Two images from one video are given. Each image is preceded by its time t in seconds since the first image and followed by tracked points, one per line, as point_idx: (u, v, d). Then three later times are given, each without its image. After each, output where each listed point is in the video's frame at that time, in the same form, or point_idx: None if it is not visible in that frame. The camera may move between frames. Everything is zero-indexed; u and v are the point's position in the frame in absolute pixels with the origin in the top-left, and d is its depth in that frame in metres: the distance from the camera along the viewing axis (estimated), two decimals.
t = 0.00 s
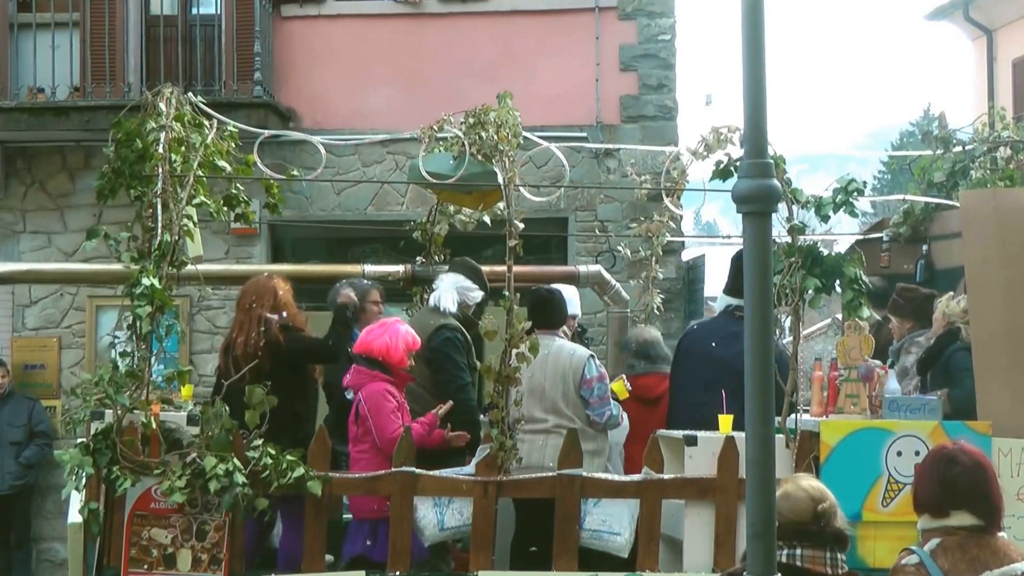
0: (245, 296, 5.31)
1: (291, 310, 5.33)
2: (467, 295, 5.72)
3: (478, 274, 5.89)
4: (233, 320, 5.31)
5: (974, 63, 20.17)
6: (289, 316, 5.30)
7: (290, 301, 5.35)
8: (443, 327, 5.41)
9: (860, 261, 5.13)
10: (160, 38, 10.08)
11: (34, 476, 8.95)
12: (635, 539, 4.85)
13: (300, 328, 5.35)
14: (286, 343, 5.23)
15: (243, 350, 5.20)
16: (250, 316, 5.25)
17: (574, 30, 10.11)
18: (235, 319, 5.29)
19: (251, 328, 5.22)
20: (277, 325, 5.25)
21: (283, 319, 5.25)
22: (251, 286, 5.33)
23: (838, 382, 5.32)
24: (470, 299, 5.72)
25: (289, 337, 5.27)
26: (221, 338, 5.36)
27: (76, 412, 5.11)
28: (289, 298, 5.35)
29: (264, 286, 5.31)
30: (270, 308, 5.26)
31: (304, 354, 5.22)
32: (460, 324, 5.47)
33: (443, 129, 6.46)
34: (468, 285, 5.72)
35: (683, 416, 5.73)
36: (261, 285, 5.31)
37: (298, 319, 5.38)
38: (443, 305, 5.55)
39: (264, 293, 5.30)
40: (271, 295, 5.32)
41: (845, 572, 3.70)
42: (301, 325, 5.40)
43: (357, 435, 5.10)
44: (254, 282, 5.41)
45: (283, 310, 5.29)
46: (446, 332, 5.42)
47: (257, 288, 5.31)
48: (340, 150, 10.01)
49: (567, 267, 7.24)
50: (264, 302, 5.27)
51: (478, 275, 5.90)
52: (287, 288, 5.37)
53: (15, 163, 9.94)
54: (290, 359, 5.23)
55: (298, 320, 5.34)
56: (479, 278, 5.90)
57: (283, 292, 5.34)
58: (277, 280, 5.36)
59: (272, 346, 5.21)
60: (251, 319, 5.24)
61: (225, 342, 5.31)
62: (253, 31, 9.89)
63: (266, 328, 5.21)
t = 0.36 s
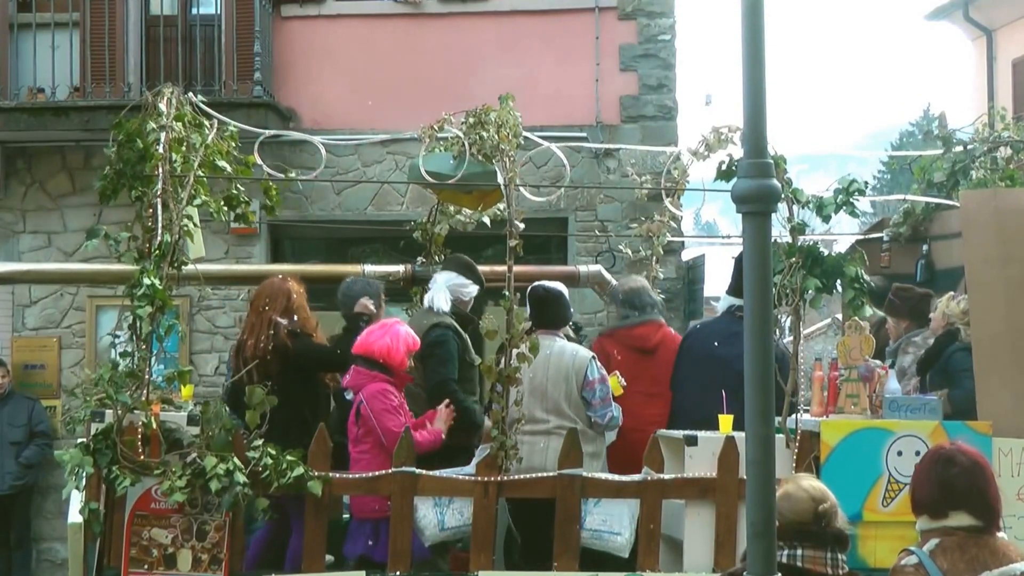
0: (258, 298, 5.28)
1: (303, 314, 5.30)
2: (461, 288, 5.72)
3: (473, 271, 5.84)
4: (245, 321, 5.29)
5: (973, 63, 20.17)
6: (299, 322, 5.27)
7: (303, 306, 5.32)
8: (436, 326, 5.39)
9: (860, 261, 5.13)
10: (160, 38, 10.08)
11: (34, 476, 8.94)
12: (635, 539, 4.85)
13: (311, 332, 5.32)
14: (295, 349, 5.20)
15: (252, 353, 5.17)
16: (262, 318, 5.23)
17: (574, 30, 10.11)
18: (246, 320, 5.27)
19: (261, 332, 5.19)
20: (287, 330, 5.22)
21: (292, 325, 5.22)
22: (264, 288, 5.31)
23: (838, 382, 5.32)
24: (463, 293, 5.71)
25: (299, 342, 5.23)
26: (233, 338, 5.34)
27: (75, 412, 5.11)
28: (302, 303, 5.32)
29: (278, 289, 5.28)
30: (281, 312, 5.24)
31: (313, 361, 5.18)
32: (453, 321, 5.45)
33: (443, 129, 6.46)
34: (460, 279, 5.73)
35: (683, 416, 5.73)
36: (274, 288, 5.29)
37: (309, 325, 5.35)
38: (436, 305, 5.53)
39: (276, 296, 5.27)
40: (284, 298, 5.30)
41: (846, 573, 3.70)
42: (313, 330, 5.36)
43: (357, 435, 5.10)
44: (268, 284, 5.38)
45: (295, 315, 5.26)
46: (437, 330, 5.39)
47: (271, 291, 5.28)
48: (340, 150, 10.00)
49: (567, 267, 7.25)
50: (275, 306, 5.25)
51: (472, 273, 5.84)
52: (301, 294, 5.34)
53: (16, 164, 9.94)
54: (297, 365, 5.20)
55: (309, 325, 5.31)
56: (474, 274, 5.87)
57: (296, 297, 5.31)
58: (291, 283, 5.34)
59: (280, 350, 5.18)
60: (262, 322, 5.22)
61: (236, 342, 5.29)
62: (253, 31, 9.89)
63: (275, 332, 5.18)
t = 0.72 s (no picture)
0: (256, 297, 5.33)
1: (299, 315, 5.32)
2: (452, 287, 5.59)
3: (467, 269, 5.66)
4: (244, 319, 5.35)
5: (974, 63, 20.17)
6: (294, 323, 5.28)
7: (300, 308, 5.33)
8: (425, 323, 5.45)
9: (861, 261, 5.14)
10: (160, 38, 10.09)
11: (34, 476, 8.94)
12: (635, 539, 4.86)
13: (306, 334, 5.33)
14: (285, 350, 5.22)
15: (245, 352, 5.23)
16: (257, 318, 5.28)
17: (574, 30, 10.11)
18: (245, 319, 5.32)
19: (254, 331, 5.24)
20: (279, 331, 5.24)
21: (285, 326, 5.24)
22: (263, 287, 5.35)
23: (838, 382, 5.32)
24: (449, 292, 5.57)
25: (291, 344, 5.24)
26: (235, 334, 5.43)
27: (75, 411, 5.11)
28: (299, 305, 5.34)
29: (275, 289, 5.32)
30: (275, 313, 5.28)
31: (302, 361, 5.21)
32: (444, 318, 5.49)
33: (443, 130, 6.47)
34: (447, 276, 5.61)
35: (683, 415, 5.73)
36: (273, 288, 5.32)
37: (307, 327, 5.36)
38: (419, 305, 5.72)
39: (273, 296, 5.31)
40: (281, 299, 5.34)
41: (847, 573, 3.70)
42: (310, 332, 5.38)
43: (358, 435, 5.09)
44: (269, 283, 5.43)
45: (290, 316, 5.28)
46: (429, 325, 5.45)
47: (268, 291, 5.32)
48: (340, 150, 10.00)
49: (567, 267, 7.25)
50: (271, 306, 5.29)
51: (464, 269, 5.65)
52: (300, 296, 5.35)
53: (16, 164, 9.94)
54: (286, 366, 5.21)
55: (304, 327, 5.33)
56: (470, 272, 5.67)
57: (293, 299, 5.32)
58: (289, 284, 5.38)
59: (271, 351, 5.21)
60: (256, 321, 5.27)
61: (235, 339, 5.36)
62: (253, 31, 9.89)
63: (267, 333, 5.22)
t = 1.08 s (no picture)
0: (237, 291, 5.45)
1: (279, 305, 5.42)
2: (448, 291, 5.58)
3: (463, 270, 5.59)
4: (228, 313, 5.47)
5: (973, 63, 20.17)
6: (275, 312, 5.38)
7: (279, 298, 5.43)
8: (423, 325, 5.46)
9: (861, 261, 5.14)
10: (160, 38, 10.08)
11: (33, 477, 8.92)
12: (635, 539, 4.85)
13: (289, 322, 5.43)
14: (267, 337, 5.34)
15: (230, 345, 5.35)
16: (239, 311, 5.39)
17: (574, 30, 10.12)
18: (229, 313, 5.44)
19: (237, 322, 5.37)
20: (262, 319, 5.35)
21: (266, 314, 5.35)
22: (243, 281, 5.47)
23: (838, 382, 5.33)
24: (441, 295, 5.58)
25: (273, 331, 5.36)
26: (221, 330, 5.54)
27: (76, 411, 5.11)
28: (279, 295, 5.44)
29: (254, 281, 5.43)
30: (256, 303, 5.37)
31: (285, 349, 5.35)
32: (441, 318, 5.50)
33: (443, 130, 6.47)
34: (444, 280, 5.58)
35: (683, 416, 5.72)
36: (253, 281, 5.44)
37: (289, 316, 5.46)
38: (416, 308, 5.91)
39: (253, 288, 5.41)
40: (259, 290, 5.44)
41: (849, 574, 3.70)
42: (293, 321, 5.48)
43: (370, 436, 5.10)
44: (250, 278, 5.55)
45: (270, 305, 5.38)
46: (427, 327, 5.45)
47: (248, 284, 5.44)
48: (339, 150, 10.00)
49: (566, 267, 7.24)
50: (251, 297, 5.39)
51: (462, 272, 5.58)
52: (279, 287, 5.47)
53: (16, 164, 9.94)
54: (271, 352, 5.34)
55: (288, 316, 5.43)
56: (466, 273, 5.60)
57: (271, 290, 5.43)
58: (269, 278, 5.49)
59: (254, 339, 5.34)
60: (239, 313, 5.38)
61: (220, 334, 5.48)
62: (253, 31, 9.89)
63: (249, 322, 5.33)
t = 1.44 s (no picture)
0: (238, 293, 5.49)
1: (277, 311, 5.42)
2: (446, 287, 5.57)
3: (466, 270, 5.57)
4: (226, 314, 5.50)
5: (973, 63, 20.19)
6: (272, 318, 5.38)
7: (279, 304, 5.45)
8: (429, 326, 5.42)
9: (861, 261, 5.14)
10: (159, 38, 10.08)
11: (33, 477, 8.91)
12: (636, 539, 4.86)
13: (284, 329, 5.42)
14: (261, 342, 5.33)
15: (224, 345, 5.37)
16: (237, 312, 5.42)
17: (574, 30, 10.12)
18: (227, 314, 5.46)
19: (233, 324, 5.38)
20: (256, 324, 5.36)
21: (262, 319, 5.35)
22: (246, 283, 5.50)
23: (838, 382, 5.33)
24: (440, 290, 5.57)
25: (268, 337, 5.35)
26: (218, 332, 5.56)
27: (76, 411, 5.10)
28: (279, 301, 5.46)
29: (257, 284, 5.47)
30: (253, 307, 5.40)
31: (278, 355, 5.32)
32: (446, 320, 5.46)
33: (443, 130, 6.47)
34: (445, 275, 5.58)
35: (684, 416, 5.73)
36: (255, 284, 5.47)
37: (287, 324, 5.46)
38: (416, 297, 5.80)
39: (254, 291, 5.45)
40: (262, 294, 5.47)
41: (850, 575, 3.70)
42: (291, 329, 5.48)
43: (370, 435, 5.12)
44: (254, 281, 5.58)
45: (268, 311, 5.39)
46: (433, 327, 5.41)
47: (250, 286, 5.47)
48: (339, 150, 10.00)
49: (567, 267, 7.24)
50: (250, 300, 5.42)
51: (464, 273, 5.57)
52: (281, 293, 5.49)
53: (16, 164, 9.94)
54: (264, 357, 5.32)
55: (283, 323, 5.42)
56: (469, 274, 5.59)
57: (273, 295, 5.45)
58: (272, 282, 5.51)
59: (248, 343, 5.34)
60: (236, 315, 5.41)
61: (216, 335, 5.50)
62: (252, 30, 9.88)
63: (244, 325, 5.34)
